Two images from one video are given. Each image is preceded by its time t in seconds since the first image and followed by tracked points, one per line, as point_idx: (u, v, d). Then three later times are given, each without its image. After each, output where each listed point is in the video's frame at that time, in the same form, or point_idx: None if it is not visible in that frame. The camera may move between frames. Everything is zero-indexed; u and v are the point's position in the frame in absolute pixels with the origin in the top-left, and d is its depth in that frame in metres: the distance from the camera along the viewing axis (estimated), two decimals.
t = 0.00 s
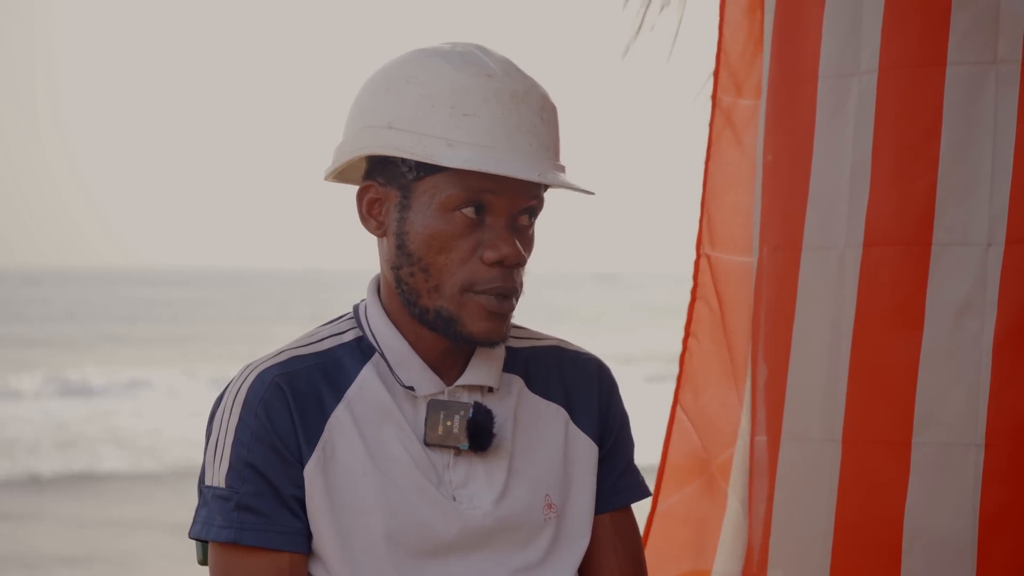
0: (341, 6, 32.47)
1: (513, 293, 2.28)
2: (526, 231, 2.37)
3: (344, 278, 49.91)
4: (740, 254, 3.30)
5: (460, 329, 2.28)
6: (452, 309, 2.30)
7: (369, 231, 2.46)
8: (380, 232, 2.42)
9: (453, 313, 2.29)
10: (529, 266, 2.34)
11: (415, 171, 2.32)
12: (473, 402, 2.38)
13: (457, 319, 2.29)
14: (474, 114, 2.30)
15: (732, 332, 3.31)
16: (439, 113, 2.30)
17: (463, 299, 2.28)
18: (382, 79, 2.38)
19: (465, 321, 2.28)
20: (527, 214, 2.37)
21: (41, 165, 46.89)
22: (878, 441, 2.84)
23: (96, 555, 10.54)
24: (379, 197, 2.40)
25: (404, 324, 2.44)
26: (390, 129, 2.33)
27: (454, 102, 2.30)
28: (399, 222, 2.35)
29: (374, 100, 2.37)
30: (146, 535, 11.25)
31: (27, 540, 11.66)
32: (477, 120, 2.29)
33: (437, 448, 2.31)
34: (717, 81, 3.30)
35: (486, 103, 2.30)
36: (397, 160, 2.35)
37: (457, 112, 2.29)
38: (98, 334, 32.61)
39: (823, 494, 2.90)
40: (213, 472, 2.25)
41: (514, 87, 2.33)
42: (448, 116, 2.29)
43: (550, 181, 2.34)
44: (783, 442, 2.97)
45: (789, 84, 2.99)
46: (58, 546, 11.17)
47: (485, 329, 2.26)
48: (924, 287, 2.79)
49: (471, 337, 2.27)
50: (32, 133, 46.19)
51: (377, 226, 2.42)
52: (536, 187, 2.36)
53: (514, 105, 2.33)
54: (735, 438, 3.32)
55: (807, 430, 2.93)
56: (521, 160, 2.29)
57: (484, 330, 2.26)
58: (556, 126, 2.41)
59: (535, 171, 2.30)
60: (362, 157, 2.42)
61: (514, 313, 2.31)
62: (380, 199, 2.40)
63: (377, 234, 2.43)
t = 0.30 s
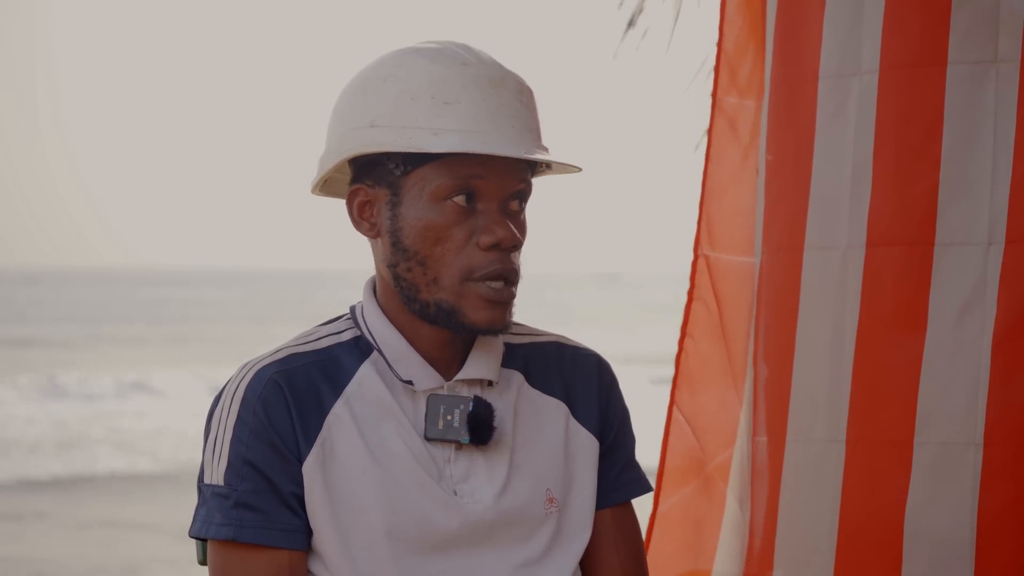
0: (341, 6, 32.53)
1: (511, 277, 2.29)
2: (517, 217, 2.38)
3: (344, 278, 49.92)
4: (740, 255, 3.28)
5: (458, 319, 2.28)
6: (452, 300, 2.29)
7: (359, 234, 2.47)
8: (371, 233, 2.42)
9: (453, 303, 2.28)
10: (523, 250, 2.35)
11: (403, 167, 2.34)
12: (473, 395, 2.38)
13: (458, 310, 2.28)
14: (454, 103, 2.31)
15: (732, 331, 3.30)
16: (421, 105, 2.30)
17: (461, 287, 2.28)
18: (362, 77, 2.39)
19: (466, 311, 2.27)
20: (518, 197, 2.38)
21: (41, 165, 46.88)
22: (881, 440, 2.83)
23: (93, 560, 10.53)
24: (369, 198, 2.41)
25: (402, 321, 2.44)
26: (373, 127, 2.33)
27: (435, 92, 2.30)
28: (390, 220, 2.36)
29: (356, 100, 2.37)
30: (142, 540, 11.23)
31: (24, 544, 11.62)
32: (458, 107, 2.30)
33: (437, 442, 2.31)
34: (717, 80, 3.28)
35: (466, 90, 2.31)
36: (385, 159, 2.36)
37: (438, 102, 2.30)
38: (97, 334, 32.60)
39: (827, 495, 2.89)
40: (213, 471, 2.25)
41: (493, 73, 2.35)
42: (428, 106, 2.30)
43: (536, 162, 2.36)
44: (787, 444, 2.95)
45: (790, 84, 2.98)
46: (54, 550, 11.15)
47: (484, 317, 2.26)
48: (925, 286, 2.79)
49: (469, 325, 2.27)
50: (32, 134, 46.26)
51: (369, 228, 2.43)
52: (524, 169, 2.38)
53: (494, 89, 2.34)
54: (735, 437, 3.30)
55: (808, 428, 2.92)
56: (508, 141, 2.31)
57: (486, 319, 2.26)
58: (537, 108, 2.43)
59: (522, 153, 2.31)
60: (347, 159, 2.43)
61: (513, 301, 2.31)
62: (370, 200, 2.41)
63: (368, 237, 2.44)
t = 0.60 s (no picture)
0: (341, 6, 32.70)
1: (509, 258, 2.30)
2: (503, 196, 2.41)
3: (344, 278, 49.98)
4: (746, 255, 3.29)
5: (466, 309, 2.29)
6: (462, 286, 2.29)
7: (347, 245, 2.50)
8: (360, 240, 2.45)
9: (458, 293, 2.29)
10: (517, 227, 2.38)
11: (382, 169, 2.38)
12: (471, 394, 2.39)
13: (469, 294, 2.28)
14: (420, 94, 2.34)
15: (737, 331, 3.29)
16: (388, 103, 2.34)
17: (467, 274, 2.29)
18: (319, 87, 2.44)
19: (476, 294, 2.27)
20: (501, 178, 2.41)
21: (42, 165, 47.08)
22: (880, 441, 2.80)
23: (98, 562, 10.61)
24: (353, 209, 2.44)
25: (399, 321, 2.46)
26: (343, 136, 2.38)
27: (402, 87, 2.34)
28: (379, 224, 2.39)
29: (319, 111, 2.41)
30: (141, 542, 11.23)
31: (23, 547, 11.61)
32: (425, 99, 2.34)
33: (435, 442, 2.31)
34: (720, 80, 3.28)
35: (430, 81, 2.36)
36: (363, 163, 2.39)
37: (407, 97, 2.34)
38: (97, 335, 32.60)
39: (826, 495, 2.89)
40: (211, 474, 2.28)
41: (451, 59, 2.39)
42: (395, 101, 2.34)
43: (508, 139, 2.39)
44: (787, 443, 2.96)
45: (792, 85, 2.98)
46: (53, 554, 11.14)
47: (493, 301, 2.27)
48: (924, 284, 2.74)
49: (475, 314, 2.28)
50: (32, 135, 46.53)
51: (358, 236, 2.45)
52: (500, 149, 2.40)
53: (455, 73, 2.39)
54: (740, 435, 3.29)
55: (808, 428, 2.92)
56: (481, 121, 2.35)
57: (494, 300, 2.26)
58: (499, 84, 2.46)
59: (496, 131, 2.34)
60: (323, 176, 2.47)
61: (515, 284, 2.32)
62: (354, 211, 2.45)
63: (358, 244, 2.47)
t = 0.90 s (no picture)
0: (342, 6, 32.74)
1: (506, 249, 2.46)
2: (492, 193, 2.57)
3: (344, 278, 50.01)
4: (748, 256, 3.27)
5: (474, 308, 2.43)
6: (463, 291, 2.44)
7: (341, 257, 2.65)
8: (357, 251, 2.59)
9: (465, 296, 2.44)
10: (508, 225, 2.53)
11: (374, 182, 2.53)
12: (467, 395, 2.40)
13: (472, 298, 2.43)
14: (404, 105, 2.51)
15: (741, 331, 3.27)
16: (374, 117, 2.51)
17: (465, 275, 2.44)
18: (295, 103, 2.60)
19: (480, 295, 2.42)
20: (489, 176, 2.57)
21: (42, 166, 47.12)
22: (879, 442, 2.79)
23: (100, 566, 10.65)
24: (346, 223, 2.59)
25: (397, 325, 2.56)
26: (331, 155, 2.54)
27: (385, 99, 2.51)
28: (374, 233, 2.54)
29: (301, 137, 2.59)
30: (138, 551, 11.22)
31: (20, 552, 11.62)
32: (411, 108, 2.51)
33: (433, 445, 2.32)
34: (723, 83, 3.26)
35: (411, 88, 2.53)
36: (355, 179, 2.55)
37: (390, 108, 2.51)
38: (95, 335, 32.61)
39: (825, 494, 2.87)
40: (207, 480, 2.32)
41: (428, 62, 2.56)
42: (381, 114, 2.51)
43: (492, 138, 2.55)
44: (790, 445, 2.94)
45: (791, 86, 2.96)
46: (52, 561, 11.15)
47: (497, 298, 2.42)
48: (922, 284, 2.73)
49: (482, 311, 2.43)
50: (33, 136, 46.55)
51: (353, 250, 2.60)
52: (486, 147, 2.57)
53: (433, 77, 2.56)
54: (748, 436, 3.27)
55: (809, 428, 2.90)
56: (466, 124, 2.51)
57: (500, 299, 2.41)
58: (473, 83, 2.63)
59: (482, 132, 2.50)
60: (312, 197, 2.64)
61: (515, 272, 2.49)
62: (347, 224, 2.60)
63: (354, 257, 2.61)
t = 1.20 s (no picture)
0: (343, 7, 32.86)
1: (509, 254, 2.32)
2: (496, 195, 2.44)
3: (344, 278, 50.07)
4: (742, 254, 3.27)
5: (478, 311, 2.31)
6: (470, 296, 2.31)
7: (342, 257, 2.50)
8: (359, 252, 2.45)
9: (468, 298, 2.31)
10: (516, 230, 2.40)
11: (379, 183, 2.39)
12: (466, 398, 2.36)
13: (477, 302, 2.30)
14: (412, 106, 2.35)
15: (734, 330, 3.28)
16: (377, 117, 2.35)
17: (471, 281, 2.31)
18: (294, 102, 2.44)
19: (486, 301, 2.29)
20: (494, 178, 2.42)
21: (42, 166, 47.26)
22: (881, 442, 2.78)
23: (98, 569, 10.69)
24: (349, 223, 2.44)
25: (398, 323, 2.46)
26: (335, 154, 2.38)
27: (389, 101, 2.35)
28: (378, 234, 2.40)
29: (302, 134, 2.42)
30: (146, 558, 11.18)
31: (21, 556, 11.64)
32: (418, 109, 2.35)
33: (432, 446, 2.30)
34: (721, 83, 3.25)
35: (417, 88, 2.36)
36: (361, 179, 2.40)
37: (396, 109, 2.35)
38: (95, 335, 32.53)
39: (826, 495, 2.84)
40: (208, 477, 2.27)
41: (434, 64, 2.39)
42: (386, 115, 2.34)
43: (498, 141, 2.40)
44: (785, 446, 2.90)
45: (789, 86, 2.91)
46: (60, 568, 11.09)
47: (500, 300, 2.28)
48: (925, 284, 2.72)
49: (484, 315, 2.30)
50: (33, 137, 46.70)
51: (355, 251, 2.45)
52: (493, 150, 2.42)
53: (441, 77, 2.39)
54: (741, 438, 3.30)
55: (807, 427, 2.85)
56: (471, 125, 2.37)
57: (505, 305, 2.28)
58: (480, 84, 2.46)
59: (486, 135, 2.35)
60: (313, 198, 2.49)
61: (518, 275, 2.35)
62: (349, 224, 2.45)
63: (356, 258, 2.47)
